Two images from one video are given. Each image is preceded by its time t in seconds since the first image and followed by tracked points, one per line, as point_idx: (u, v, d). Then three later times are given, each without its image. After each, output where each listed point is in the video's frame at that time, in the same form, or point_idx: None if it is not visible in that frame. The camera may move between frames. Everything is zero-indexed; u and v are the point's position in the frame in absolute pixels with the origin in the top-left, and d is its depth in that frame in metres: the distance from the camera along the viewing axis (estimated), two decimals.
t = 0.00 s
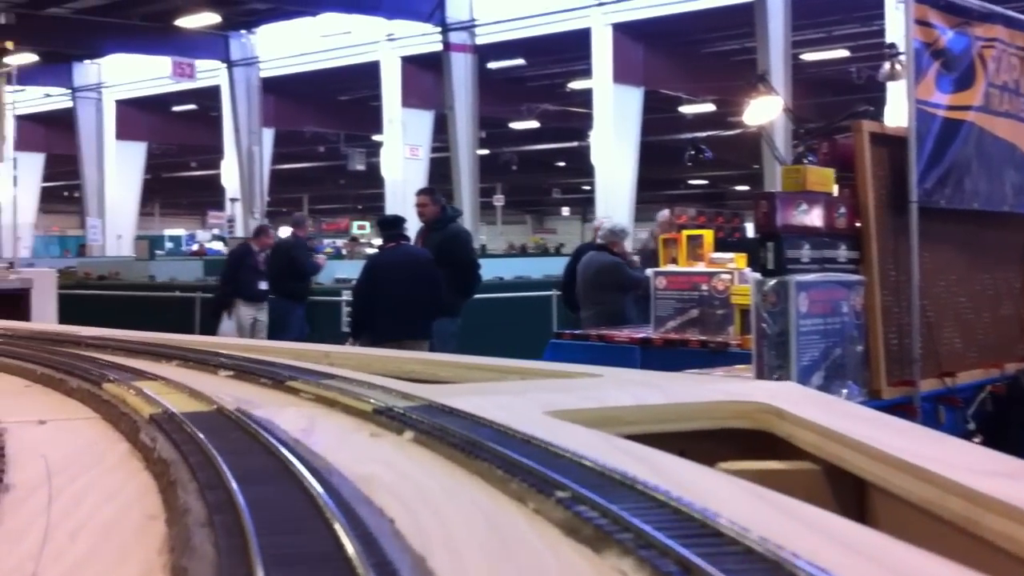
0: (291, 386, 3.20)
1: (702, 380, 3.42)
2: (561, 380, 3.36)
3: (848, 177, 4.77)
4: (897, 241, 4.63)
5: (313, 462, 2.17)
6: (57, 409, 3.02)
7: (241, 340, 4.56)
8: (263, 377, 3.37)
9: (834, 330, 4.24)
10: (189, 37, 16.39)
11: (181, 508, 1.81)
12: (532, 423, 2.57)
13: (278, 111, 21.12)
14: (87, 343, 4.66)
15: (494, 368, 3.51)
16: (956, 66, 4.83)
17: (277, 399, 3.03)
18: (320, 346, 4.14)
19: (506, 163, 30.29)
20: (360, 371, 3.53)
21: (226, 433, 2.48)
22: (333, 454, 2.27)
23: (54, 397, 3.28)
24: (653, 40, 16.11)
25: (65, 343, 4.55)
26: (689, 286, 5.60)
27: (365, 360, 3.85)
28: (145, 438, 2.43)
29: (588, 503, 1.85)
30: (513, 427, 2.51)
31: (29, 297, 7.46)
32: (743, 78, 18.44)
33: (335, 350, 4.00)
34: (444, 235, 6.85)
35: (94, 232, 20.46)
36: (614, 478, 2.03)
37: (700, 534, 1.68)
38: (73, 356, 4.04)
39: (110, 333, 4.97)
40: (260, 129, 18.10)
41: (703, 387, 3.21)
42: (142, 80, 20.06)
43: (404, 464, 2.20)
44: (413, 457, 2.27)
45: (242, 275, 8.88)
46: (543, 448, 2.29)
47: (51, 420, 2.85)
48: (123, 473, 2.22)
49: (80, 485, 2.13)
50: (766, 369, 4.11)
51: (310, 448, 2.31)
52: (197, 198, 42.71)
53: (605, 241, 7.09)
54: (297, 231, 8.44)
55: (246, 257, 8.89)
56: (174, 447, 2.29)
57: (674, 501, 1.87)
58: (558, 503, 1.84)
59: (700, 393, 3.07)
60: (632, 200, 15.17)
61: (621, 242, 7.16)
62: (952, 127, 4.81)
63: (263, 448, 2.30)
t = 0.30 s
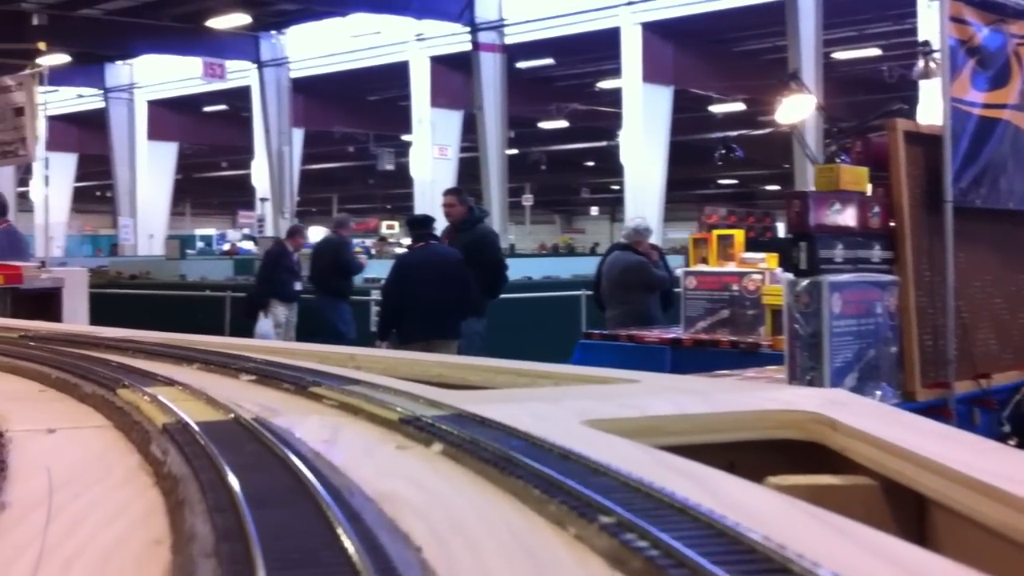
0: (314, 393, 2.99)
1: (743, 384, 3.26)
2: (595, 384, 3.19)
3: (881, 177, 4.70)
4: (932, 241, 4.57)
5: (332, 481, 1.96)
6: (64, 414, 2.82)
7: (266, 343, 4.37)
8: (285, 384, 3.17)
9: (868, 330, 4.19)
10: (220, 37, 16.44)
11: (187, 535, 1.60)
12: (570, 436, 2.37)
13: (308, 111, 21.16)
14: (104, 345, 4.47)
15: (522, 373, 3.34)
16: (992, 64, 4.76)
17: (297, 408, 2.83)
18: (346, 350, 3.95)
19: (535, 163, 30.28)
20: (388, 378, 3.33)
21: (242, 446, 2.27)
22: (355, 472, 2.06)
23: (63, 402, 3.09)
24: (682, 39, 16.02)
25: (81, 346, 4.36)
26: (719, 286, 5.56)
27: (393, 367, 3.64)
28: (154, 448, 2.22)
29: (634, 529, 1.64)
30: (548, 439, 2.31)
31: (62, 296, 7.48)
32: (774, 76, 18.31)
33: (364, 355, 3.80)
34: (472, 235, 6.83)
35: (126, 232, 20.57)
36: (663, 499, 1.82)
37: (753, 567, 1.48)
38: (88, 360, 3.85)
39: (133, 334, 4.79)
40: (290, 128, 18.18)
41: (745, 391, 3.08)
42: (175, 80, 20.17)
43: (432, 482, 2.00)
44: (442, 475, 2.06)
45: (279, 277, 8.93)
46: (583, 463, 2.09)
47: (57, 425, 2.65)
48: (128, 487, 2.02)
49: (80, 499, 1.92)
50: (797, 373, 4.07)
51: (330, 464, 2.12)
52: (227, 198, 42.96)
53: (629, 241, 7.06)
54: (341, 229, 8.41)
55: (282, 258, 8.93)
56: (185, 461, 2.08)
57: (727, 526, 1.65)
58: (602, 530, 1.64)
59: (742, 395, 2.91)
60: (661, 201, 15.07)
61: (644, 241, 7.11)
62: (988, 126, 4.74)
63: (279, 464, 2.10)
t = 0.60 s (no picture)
0: (341, 402, 2.68)
1: (787, 390, 3.12)
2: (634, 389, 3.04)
3: (919, 176, 4.63)
4: (971, 242, 4.49)
5: (359, 505, 1.65)
6: (68, 423, 2.52)
7: (298, 348, 4.24)
8: (310, 391, 2.88)
9: (906, 332, 4.13)
10: (254, 39, 16.53)
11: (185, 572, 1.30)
12: (625, 456, 2.02)
13: (341, 112, 21.22)
14: (131, 353, 4.22)
15: (556, 378, 3.20)
16: None
17: (323, 417, 2.51)
18: (377, 355, 3.82)
19: (567, 163, 30.27)
20: (422, 387, 3.04)
21: (257, 462, 1.95)
22: (387, 493, 1.75)
23: (74, 409, 2.79)
24: (716, 38, 15.92)
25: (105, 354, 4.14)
26: (753, 286, 5.49)
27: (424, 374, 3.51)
28: (163, 466, 1.90)
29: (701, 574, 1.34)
30: (597, 458, 1.97)
31: (96, 296, 7.51)
32: (808, 76, 18.15)
33: (395, 360, 3.67)
34: (505, 236, 6.81)
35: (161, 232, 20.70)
36: (726, 532, 1.51)
37: None
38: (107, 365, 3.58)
39: (166, 338, 4.70)
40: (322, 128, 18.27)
41: (793, 397, 2.88)
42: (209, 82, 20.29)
43: (471, 508, 1.67)
44: (485, 498, 1.74)
45: (316, 277, 8.96)
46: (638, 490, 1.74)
47: (60, 436, 2.34)
48: (131, 511, 1.70)
49: (67, 525, 1.61)
50: (834, 376, 3.99)
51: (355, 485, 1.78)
52: (260, 198, 43.28)
53: (655, 240, 7.02)
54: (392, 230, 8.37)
55: (318, 259, 8.95)
56: (194, 479, 1.77)
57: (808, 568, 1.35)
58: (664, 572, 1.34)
59: (788, 400, 2.76)
60: (694, 200, 14.97)
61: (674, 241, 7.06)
62: None
63: (297, 484, 1.77)
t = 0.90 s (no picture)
0: (370, 413, 2.65)
1: (832, 398, 3.09)
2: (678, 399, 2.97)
3: (958, 174, 4.55)
4: (1011, 241, 4.39)
5: (380, 534, 1.59)
6: (82, 436, 2.49)
7: (326, 350, 4.25)
8: (336, 400, 2.86)
9: (946, 333, 4.05)
10: (286, 41, 16.65)
11: None
12: (671, 474, 1.97)
13: (373, 113, 21.26)
14: (153, 357, 4.23)
15: (597, 386, 3.12)
16: None
17: (349, 431, 2.47)
18: (407, 360, 3.81)
19: (598, 163, 30.20)
20: (451, 394, 3.01)
21: (275, 481, 1.91)
22: (413, 518, 1.69)
23: (88, 420, 2.76)
24: (748, 36, 15.81)
25: (127, 358, 4.15)
26: (788, 286, 5.43)
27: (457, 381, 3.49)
28: (174, 487, 1.86)
29: None
30: (644, 480, 1.89)
31: (129, 297, 7.56)
32: (842, 74, 18.00)
33: (425, 364, 3.68)
34: (539, 235, 6.77)
35: (194, 233, 20.82)
36: (782, 561, 1.43)
37: None
38: (126, 372, 3.57)
39: (189, 341, 4.73)
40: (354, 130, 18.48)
41: (838, 406, 2.83)
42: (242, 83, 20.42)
43: (506, 537, 1.61)
44: (514, 524, 1.68)
45: (352, 278, 8.98)
46: (687, 511, 1.68)
47: (69, 451, 2.30)
48: (140, 540, 1.65)
49: (73, 556, 1.57)
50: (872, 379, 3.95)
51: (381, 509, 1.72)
52: (292, 198, 43.48)
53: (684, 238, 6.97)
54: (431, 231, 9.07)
55: (354, 259, 8.96)
56: (205, 504, 1.72)
57: None
58: None
59: (840, 411, 2.71)
60: (727, 200, 14.80)
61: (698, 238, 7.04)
62: None
63: (318, 511, 1.71)
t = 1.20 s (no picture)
0: (400, 424, 2.59)
1: (882, 406, 3.04)
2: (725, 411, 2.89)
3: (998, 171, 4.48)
4: None
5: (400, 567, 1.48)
6: (92, 450, 2.42)
7: (356, 353, 4.23)
8: (364, 410, 2.81)
9: (985, 334, 3.98)
10: (320, 41, 16.77)
11: None
12: (723, 492, 1.88)
13: (405, 113, 21.28)
14: (177, 362, 4.21)
15: (641, 393, 3.05)
16: None
17: (377, 446, 2.40)
18: (440, 365, 3.78)
19: (631, 161, 30.10)
20: (485, 403, 2.95)
21: (289, 505, 1.81)
22: (441, 546, 1.59)
23: (101, 431, 2.71)
24: (782, 33, 15.68)
25: (151, 363, 4.12)
26: (824, 286, 5.35)
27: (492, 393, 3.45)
28: (182, 510, 1.77)
29: None
30: (697, 503, 1.78)
31: (163, 297, 7.57)
32: (877, 71, 17.83)
33: (457, 368, 3.65)
34: (573, 233, 6.73)
35: (229, 233, 20.94)
36: None
37: None
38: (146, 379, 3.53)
39: (216, 344, 4.72)
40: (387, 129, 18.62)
41: (888, 417, 2.77)
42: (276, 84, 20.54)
43: (544, 566, 1.51)
44: (549, 553, 1.58)
45: (393, 278, 8.99)
46: (737, 534, 1.58)
47: (75, 466, 2.24)
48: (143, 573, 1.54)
49: None
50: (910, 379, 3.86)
51: (407, 536, 1.63)
52: (325, 199, 43.72)
53: (714, 238, 6.93)
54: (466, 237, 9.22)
55: (394, 259, 8.98)
56: (212, 531, 1.62)
57: None
58: None
59: (897, 422, 2.66)
60: (760, 199, 14.68)
61: (729, 235, 6.99)
62: None
63: (339, 541, 1.60)
